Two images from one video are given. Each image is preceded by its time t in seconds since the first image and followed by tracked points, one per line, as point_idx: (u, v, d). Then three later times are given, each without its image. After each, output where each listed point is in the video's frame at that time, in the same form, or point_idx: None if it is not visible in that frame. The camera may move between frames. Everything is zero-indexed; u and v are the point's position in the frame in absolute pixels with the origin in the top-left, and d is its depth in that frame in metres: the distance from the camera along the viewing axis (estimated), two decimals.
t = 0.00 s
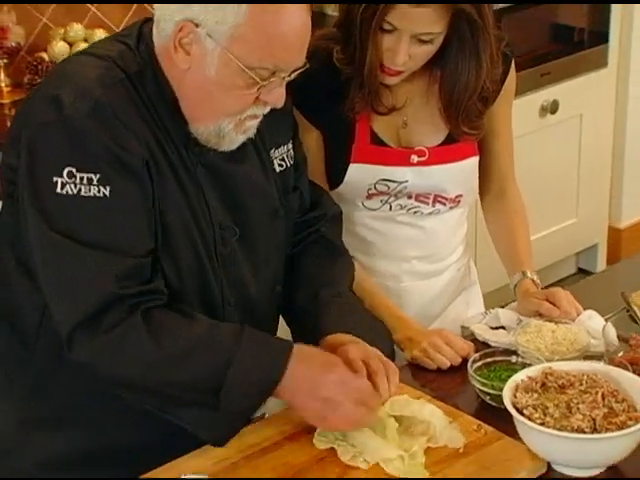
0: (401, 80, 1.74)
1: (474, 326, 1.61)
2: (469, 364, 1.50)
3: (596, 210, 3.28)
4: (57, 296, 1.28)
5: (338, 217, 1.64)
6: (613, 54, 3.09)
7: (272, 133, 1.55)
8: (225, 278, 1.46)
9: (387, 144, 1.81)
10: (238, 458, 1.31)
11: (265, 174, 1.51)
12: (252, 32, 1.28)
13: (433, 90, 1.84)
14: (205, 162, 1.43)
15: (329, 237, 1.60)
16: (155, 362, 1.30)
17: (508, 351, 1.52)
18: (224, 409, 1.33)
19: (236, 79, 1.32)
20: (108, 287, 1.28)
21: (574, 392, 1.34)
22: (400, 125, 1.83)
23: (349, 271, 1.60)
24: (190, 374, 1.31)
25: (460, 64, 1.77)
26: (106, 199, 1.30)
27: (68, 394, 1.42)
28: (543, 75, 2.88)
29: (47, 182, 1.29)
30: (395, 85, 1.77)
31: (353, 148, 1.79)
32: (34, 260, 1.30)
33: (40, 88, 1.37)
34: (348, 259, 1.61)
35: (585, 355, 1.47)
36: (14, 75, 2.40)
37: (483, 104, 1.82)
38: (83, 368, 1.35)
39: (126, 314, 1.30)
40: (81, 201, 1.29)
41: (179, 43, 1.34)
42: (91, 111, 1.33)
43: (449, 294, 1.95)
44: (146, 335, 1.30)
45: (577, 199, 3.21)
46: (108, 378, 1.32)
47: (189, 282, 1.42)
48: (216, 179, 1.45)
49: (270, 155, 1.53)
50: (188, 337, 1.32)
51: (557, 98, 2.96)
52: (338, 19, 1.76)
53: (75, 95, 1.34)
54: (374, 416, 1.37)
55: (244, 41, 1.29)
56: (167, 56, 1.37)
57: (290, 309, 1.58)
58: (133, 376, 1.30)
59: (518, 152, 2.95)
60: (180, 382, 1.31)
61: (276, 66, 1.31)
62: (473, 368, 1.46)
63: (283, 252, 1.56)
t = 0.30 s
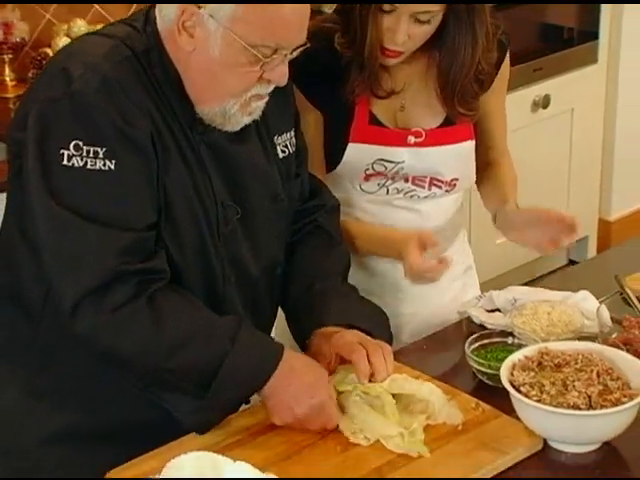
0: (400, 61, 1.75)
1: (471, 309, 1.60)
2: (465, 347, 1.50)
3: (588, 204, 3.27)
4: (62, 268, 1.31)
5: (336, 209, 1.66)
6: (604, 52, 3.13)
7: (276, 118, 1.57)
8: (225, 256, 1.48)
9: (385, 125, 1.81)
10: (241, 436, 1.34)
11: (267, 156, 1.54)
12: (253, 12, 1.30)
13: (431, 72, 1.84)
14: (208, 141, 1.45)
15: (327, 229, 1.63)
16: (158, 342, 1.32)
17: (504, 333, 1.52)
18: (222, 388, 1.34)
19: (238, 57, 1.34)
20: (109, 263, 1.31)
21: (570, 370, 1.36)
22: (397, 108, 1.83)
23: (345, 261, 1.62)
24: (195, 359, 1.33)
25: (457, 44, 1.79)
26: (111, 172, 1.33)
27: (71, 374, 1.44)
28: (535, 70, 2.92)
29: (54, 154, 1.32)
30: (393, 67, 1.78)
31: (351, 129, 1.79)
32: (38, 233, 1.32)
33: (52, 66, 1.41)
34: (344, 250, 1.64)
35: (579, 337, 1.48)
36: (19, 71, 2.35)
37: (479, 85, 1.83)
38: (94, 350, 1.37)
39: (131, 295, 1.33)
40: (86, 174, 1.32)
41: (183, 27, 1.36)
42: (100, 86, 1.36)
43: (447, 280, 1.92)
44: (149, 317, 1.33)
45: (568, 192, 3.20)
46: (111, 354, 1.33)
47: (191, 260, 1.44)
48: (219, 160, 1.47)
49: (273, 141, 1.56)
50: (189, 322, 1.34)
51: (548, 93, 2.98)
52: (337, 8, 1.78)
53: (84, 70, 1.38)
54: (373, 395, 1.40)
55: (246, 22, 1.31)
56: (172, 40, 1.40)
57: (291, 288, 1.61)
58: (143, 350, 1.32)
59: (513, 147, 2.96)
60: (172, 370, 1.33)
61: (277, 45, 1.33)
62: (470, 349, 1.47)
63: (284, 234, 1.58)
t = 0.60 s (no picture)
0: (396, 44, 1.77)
1: (468, 299, 1.62)
2: (463, 336, 1.53)
3: (578, 201, 3.27)
4: (69, 263, 1.35)
5: (336, 202, 1.69)
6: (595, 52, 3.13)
7: (276, 114, 1.60)
8: (228, 247, 1.52)
9: (391, 111, 1.83)
10: (245, 422, 1.37)
11: (266, 151, 1.57)
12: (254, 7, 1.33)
13: (426, 58, 1.86)
14: (210, 137, 1.48)
15: (329, 222, 1.66)
16: (161, 329, 1.37)
17: (501, 322, 1.54)
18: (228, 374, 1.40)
19: (240, 52, 1.37)
20: (115, 256, 1.35)
21: (566, 357, 1.39)
22: (398, 95, 1.85)
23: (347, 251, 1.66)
24: (204, 346, 1.38)
25: (450, 28, 1.82)
26: (115, 169, 1.37)
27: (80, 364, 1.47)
28: (527, 71, 2.93)
29: (59, 152, 1.36)
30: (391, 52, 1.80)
31: (358, 115, 1.81)
32: (44, 227, 1.37)
33: (55, 66, 1.44)
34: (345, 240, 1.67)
35: (574, 324, 1.48)
36: (23, 72, 2.37)
37: (472, 67, 1.85)
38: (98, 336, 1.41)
39: (136, 287, 1.37)
40: (91, 171, 1.36)
41: (185, 25, 1.39)
42: (103, 86, 1.40)
43: (443, 271, 1.94)
44: (156, 306, 1.37)
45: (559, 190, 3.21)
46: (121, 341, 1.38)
47: (193, 252, 1.47)
48: (219, 155, 1.50)
49: (272, 136, 1.59)
50: (193, 309, 1.38)
51: (540, 93, 2.99)
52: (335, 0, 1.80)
53: (87, 71, 1.41)
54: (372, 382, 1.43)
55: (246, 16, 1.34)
56: (173, 38, 1.43)
57: (290, 281, 1.64)
58: (150, 332, 1.37)
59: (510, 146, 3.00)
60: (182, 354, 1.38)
61: (278, 38, 1.35)
62: (467, 337, 1.49)
63: (284, 226, 1.61)
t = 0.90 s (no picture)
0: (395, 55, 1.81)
1: (464, 307, 1.64)
2: (460, 342, 1.56)
3: (566, 215, 3.33)
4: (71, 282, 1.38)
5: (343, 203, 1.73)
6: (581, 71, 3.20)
7: (276, 128, 1.62)
8: (229, 261, 1.54)
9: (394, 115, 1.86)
10: (250, 425, 1.41)
11: (267, 165, 1.59)
12: (255, 26, 1.37)
13: (425, 68, 1.90)
14: (211, 152, 1.51)
15: (336, 229, 1.70)
16: (161, 350, 1.39)
17: (497, 328, 1.57)
18: (233, 383, 1.42)
19: (240, 71, 1.41)
20: (116, 274, 1.37)
21: (561, 361, 1.43)
22: (399, 101, 1.88)
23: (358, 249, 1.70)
24: (206, 361, 1.41)
25: (447, 40, 1.86)
26: (115, 190, 1.39)
27: (87, 382, 1.45)
28: (518, 88, 3.00)
29: (61, 174, 1.39)
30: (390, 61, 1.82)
31: (363, 120, 1.85)
32: (48, 245, 1.40)
33: (57, 86, 1.47)
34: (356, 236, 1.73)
35: (569, 330, 1.52)
36: (29, 91, 2.41)
37: (468, 75, 1.90)
38: (97, 350, 1.43)
39: (138, 306, 1.39)
40: (92, 192, 1.39)
41: (187, 43, 1.43)
42: (102, 108, 1.42)
43: (443, 275, 1.98)
44: (156, 327, 1.40)
45: (550, 202, 3.28)
46: (123, 360, 1.41)
47: (193, 265, 1.50)
48: (220, 171, 1.53)
49: (272, 149, 1.61)
50: (192, 332, 1.41)
51: (530, 110, 3.07)
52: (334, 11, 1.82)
53: (88, 93, 1.43)
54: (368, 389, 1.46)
55: (247, 35, 1.38)
56: (175, 54, 1.46)
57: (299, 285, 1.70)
58: (150, 356, 1.40)
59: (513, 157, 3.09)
60: (177, 374, 1.41)
61: (278, 56, 1.40)
62: (465, 344, 1.53)
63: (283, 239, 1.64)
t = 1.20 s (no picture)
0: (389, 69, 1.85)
1: (456, 311, 1.69)
2: (454, 344, 1.60)
3: (553, 225, 3.47)
4: (77, 299, 1.38)
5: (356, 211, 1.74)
6: (566, 85, 3.35)
7: (273, 144, 1.64)
8: (228, 275, 1.55)
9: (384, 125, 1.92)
10: (249, 426, 1.44)
11: (266, 182, 1.60)
12: (256, 46, 1.39)
13: (416, 82, 1.94)
14: (211, 170, 1.52)
15: (339, 242, 1.69)
16: (166, 366, 1.40)
17: (489, 332, 1.60)
18: (239, 393, 1.43)
19: (243, 90, 1.43)
20: (122, 290, 1.38)
21: (552, 362, 1.47)
22: (391, 112, 1.93)
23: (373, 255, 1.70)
24: (208, 373, 1.42)
25: (438, 55, 1.90)
26: (120, 209, 1.39)
27: (91, 386, 1.46)
28: (505, 102, 3.12)
29: (66, 193, 1.39)
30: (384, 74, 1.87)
31: (356, 130, 1.90)
32: (53, 262, 1.39)
33: (60, 104, 1.46)
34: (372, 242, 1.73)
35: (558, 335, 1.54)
36: (30, 104, 2.53)
37: (459, 88, 1.94)
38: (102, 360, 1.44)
39: (145, 324, 1.40)
40: (98, 211, 1.38)
41: (190, 63, 1.44)
42: (105, 129, 1.42)
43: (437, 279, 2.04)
44: (163, 344, 1.41)
45: (536, 213, 3.40)
46: (126, 372, 1.42)
47: (193, 279, 1.51)
48: (220, 187, 1.54)
49: (269, 167, 1.62)
50: (198, 350, 1.42)
51: (517, 123, 3.18)
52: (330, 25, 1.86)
53: (89, 114, 1.42)
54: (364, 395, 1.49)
55: (249, 55, 1.40)
56: (178, 74, 1.46)
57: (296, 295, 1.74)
58: (156, 372, 1.41)
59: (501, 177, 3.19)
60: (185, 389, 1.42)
61: (279, 76, 1.42)
62: (458, 347, 1.56)
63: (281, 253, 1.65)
